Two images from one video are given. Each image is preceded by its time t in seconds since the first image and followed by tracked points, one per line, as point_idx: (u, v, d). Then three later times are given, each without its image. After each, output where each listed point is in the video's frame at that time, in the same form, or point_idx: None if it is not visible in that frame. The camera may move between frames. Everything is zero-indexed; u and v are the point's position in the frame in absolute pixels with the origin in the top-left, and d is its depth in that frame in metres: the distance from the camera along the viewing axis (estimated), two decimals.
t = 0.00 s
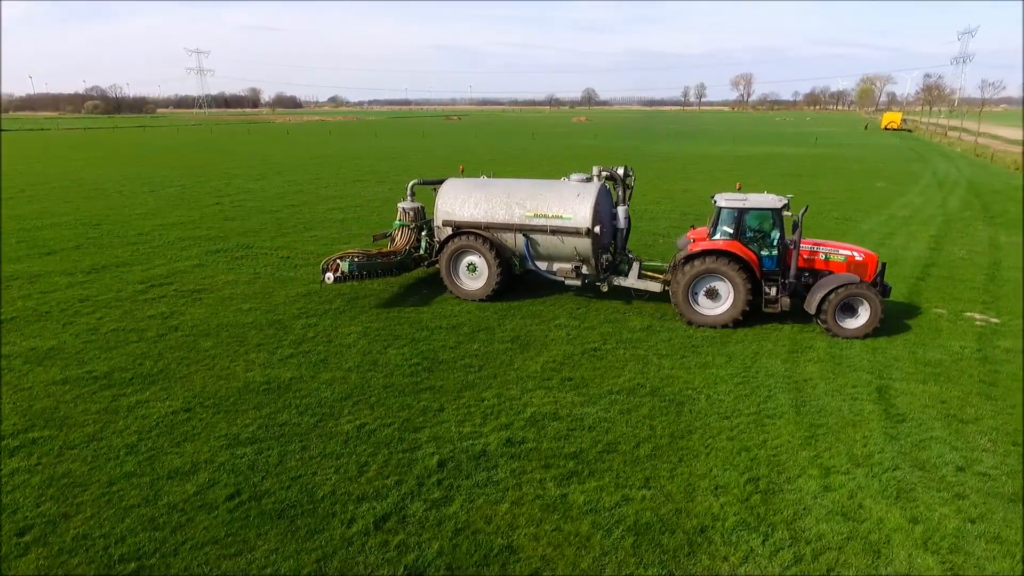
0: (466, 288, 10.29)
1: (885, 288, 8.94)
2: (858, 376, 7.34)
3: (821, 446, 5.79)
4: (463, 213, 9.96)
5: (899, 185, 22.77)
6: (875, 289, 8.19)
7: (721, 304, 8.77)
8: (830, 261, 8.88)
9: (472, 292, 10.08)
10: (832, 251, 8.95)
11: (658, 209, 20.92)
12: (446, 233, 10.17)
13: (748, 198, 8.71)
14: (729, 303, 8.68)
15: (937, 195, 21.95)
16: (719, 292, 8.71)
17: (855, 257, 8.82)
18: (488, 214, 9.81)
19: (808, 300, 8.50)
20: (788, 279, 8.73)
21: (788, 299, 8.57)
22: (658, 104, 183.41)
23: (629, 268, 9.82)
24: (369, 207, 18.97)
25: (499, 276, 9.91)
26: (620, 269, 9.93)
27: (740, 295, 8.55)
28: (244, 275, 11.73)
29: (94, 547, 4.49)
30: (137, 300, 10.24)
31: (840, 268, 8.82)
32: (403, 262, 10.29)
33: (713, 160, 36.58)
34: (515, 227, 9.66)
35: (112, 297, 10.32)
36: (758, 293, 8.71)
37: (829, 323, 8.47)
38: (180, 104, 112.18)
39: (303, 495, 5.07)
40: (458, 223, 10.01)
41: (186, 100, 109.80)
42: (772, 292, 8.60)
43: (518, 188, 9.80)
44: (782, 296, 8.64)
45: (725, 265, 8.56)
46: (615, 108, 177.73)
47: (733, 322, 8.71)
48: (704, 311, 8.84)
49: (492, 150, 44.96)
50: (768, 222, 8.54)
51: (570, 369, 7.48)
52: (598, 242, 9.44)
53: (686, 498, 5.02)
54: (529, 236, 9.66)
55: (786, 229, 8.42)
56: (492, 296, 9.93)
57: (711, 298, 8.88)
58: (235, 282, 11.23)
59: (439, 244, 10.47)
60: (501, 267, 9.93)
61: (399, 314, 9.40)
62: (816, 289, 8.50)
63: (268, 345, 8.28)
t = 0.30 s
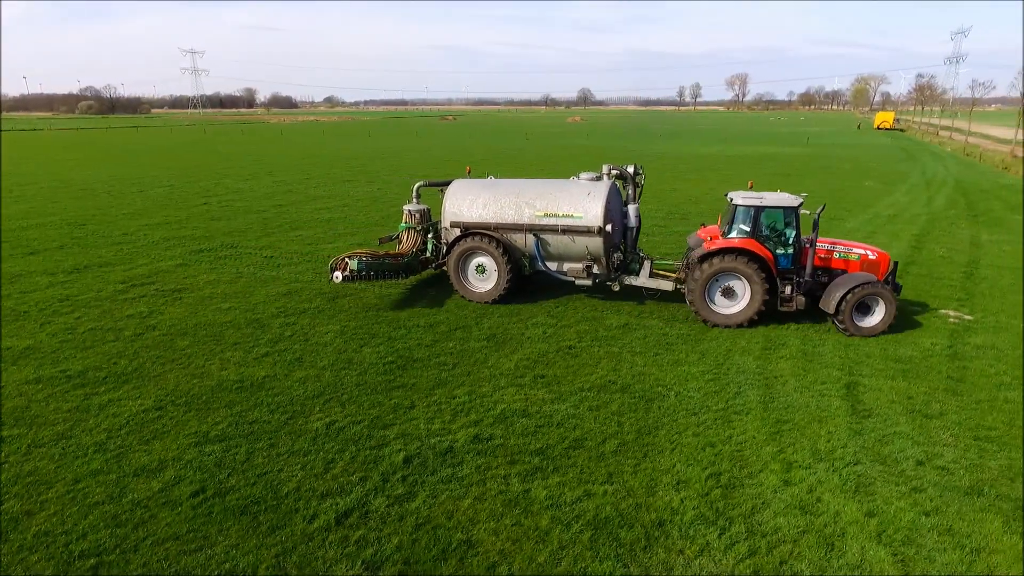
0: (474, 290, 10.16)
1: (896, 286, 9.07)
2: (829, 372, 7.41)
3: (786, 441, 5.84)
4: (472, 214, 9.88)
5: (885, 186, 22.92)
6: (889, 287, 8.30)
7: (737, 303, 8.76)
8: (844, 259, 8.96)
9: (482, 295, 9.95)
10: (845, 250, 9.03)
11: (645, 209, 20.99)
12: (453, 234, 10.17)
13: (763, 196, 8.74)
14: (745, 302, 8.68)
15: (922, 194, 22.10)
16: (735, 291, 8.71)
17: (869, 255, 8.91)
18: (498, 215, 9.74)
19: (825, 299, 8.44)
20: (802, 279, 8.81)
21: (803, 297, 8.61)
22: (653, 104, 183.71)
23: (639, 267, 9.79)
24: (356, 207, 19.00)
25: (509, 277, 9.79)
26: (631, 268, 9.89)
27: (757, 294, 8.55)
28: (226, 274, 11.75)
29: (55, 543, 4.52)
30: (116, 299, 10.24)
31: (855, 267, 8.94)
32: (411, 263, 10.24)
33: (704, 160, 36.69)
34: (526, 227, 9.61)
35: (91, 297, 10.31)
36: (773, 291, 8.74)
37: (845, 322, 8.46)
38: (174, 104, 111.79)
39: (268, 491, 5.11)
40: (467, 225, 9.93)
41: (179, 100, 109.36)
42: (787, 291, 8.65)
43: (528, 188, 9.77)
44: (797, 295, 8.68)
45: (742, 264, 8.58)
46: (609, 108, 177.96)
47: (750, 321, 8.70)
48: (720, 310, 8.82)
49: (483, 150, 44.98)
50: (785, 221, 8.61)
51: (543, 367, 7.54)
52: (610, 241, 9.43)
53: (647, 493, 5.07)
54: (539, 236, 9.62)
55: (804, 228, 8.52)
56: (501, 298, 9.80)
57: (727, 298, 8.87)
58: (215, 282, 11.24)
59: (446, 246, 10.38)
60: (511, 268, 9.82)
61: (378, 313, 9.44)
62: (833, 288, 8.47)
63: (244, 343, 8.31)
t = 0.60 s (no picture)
0: (483, 293, 10.08)
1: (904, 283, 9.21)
2: (805, 370, 7.44)
3: (756, 438, 5.88)
4: (480, 216, 9.77)
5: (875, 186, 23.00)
6: (900, 283, 8.40)
7: (752, 304, 8.79)
8: (856, 258, 9.04)
9: (490, 297, 9.86)
10: (855, 249, 9.12)
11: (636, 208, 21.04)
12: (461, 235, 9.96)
13: (774, 196, 8.75)
14: (760, 302, 8.69)
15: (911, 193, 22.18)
16: (750, 292, 8.74)
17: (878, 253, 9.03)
18: (507, 217, 9.65)
19: (838, 297, 8.50)
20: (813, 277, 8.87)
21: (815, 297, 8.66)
22: (648, 105, 183.76)
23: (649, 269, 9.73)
24: (347, 207, 19.02)
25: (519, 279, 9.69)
26: (641, 270, 9.83)
27: (772, 294, 8.57)
28: (211, 274, 11.76)
29: (21, 540, 4.54)
30: (99, 298, 10.25)
31: (866, 265, 9.01)
32: (416, 264, 10.21)
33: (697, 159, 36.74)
34: (536, 229, 9.53)
35: (75, 296, 10.32)
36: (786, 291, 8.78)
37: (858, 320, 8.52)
38: (170, 104, 111.30)
39: (237, 488, 5.13)
40: (475, 227, 9.80)
41: (176, 100, 108.99)
42: (799, 290, 8.69)
43: (536, 189, 9.69)
44: (809, 294, 8.72)
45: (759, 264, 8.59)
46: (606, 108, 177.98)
47: (764, 321, 8.73)
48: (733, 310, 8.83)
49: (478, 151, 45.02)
50: (797, 220, 8.64)
51: (520, 365, 7.57)
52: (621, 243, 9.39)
53: (613, 490, 5.10)
54: (548, 238, 9.54)
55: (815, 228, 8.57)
56: (511, 301, 9.68)
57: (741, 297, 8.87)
58: (200, 281, 11.25)
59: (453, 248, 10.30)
60: (521, 271, 9.73)
61: (360, 312, 9.47)
62: (846, 286, 8.52)
63: (224, 342, 8.33)
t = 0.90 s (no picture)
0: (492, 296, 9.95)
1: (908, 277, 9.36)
2: (779, 367, 7.48)
3: (725, 435, 5.92)
4: (488, 218, 9.63)
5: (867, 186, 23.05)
6: (909, 279, 8.50)
7: (767, 303, 8.77)
8: (864, 255, 9.10)
9: (500, 299, 9.78)
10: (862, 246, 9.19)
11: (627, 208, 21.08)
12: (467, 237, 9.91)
13: (786, 195, 8.72)
14: (774, 302, 8.67)
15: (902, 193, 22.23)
16: (765, 291, 8.72)
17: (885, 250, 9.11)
18: (516, 218, 9.51)
19: (851, 295, 8.53)
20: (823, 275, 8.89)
21: (827, 295, 8.67)
22: (646, 105, 183.88)
23: (659, 269, 9.63)
24: (337, 206, 19.07)
25: (528, 280, 9.59)
26: (651, 270, 9.73)
27: (786, 294, 8.56)
28: (197, 272, 11.80)
29: None
30: (83, 297, 10.28)
31: (871, 262, 9.09)
32: (421, 267, 10.13)
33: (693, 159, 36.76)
34: (545, 230, 9.41)
35: (59, 295, 10.35)
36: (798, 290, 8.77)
37: (870, 318, 8.55)
38: (168, 104, 111.32)
39: (204, 484, 5.17)
40: (483, 229, 9.66)
41: (174, 100, 108.99)
42: (810, 288, 8.69)
43: (544, 190, 9.55)
44: (821, 292, 8.74)
45: (773, 264, 8.57)
46: (605, 108, 178.15)
47: (779, 321, 8.73)
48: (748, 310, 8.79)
49: (474, 150, 45.05)
50: (809, 220, 8.63)
51: (496, 363, 7.61)
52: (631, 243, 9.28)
53: (578, 485, 5.14)
54: (557, 239, 9.44)
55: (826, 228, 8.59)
56: (520, 301, 9.56)
57: (754, 297, 8.84)
58: (185, 279, 11.28)
59: (460, 250, 10.17)
60: (530, 271, 9.63)
61: (343, 310, 9.51)
62: (857, 284, 8.56)
63: (204, 340, 8.36)
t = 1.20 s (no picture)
0: (501, 297, 9.87)
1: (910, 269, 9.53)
2: (753, 364, 7.52)
3: (691, 430, 5.96)
4: (495, 217, 9.56)
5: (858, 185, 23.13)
6: (915, 274, 8.61)
7: (777, 301, 8.80)
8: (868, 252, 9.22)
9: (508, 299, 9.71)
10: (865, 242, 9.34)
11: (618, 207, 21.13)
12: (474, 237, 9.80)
13: (793, 192, 8.75)
14: (784, 299, 8.72)
15: (892, 191, 22.29)
16: (775, 289, 8.74)
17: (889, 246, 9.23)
18: (524, 218, 9.46)
19: (858, 290, 8.62)
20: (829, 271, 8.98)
21: (835, 291, 8.75)
22: (645, 105, 184.03)
23: (667, 268, 9.66)
24: (328, 205, 19.12)
25: (537, 280, 9.54)
26: (659, 269, 9.75)
27: (796, 291, 8.61)
28: (182, 270, 11.84)
29: None
30: (66, 294, 10.32)
31: (876, 256, 9.20)
32: (427, 266, 10.05)
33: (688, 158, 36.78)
34: (554, 230, 9.38)
35: (42, 293, 10.38)
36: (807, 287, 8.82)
37: (879, 312, 8.66)
38: (167, 104, 111.37)
39: (170, 478, 5.20)
40: (490, 229, 9.60)
41: (173, 100, 109.08)
42: (818, 285, 8.75)
43: (552, 189, 9.53)
44: (829, 289, 8.81)
45: (782, 262, 8.61)
46: (603, 108, 178.27)
47: (788, 318, 8.77)
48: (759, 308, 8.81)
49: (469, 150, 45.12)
50: (817, 217, 8.68)
51: (472, 359, 7.65)
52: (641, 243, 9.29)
53: (541, 479, 5.18)
54: (566, 239, 9.40)
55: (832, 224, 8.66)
56: (530, 302, 9.51)
57: (764, 296, 8.86)
58: (169, 277, 11.32)
59: (466, 249, 10.10)
60: (539, 272, 9.58)
61: (324, 308, 9.55)
62: (864, 279, 8.66)
63: (183, 337, 8.40)
